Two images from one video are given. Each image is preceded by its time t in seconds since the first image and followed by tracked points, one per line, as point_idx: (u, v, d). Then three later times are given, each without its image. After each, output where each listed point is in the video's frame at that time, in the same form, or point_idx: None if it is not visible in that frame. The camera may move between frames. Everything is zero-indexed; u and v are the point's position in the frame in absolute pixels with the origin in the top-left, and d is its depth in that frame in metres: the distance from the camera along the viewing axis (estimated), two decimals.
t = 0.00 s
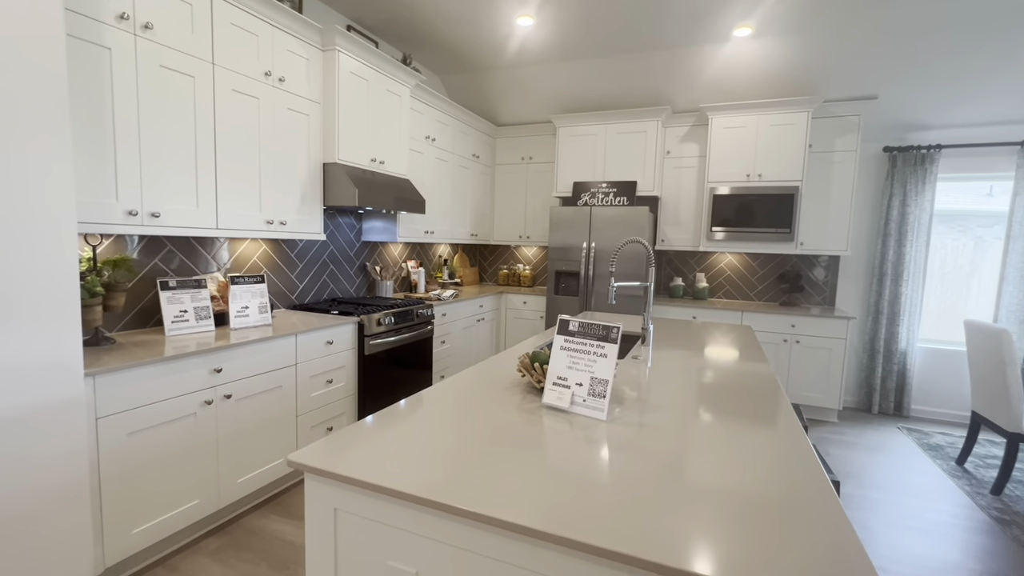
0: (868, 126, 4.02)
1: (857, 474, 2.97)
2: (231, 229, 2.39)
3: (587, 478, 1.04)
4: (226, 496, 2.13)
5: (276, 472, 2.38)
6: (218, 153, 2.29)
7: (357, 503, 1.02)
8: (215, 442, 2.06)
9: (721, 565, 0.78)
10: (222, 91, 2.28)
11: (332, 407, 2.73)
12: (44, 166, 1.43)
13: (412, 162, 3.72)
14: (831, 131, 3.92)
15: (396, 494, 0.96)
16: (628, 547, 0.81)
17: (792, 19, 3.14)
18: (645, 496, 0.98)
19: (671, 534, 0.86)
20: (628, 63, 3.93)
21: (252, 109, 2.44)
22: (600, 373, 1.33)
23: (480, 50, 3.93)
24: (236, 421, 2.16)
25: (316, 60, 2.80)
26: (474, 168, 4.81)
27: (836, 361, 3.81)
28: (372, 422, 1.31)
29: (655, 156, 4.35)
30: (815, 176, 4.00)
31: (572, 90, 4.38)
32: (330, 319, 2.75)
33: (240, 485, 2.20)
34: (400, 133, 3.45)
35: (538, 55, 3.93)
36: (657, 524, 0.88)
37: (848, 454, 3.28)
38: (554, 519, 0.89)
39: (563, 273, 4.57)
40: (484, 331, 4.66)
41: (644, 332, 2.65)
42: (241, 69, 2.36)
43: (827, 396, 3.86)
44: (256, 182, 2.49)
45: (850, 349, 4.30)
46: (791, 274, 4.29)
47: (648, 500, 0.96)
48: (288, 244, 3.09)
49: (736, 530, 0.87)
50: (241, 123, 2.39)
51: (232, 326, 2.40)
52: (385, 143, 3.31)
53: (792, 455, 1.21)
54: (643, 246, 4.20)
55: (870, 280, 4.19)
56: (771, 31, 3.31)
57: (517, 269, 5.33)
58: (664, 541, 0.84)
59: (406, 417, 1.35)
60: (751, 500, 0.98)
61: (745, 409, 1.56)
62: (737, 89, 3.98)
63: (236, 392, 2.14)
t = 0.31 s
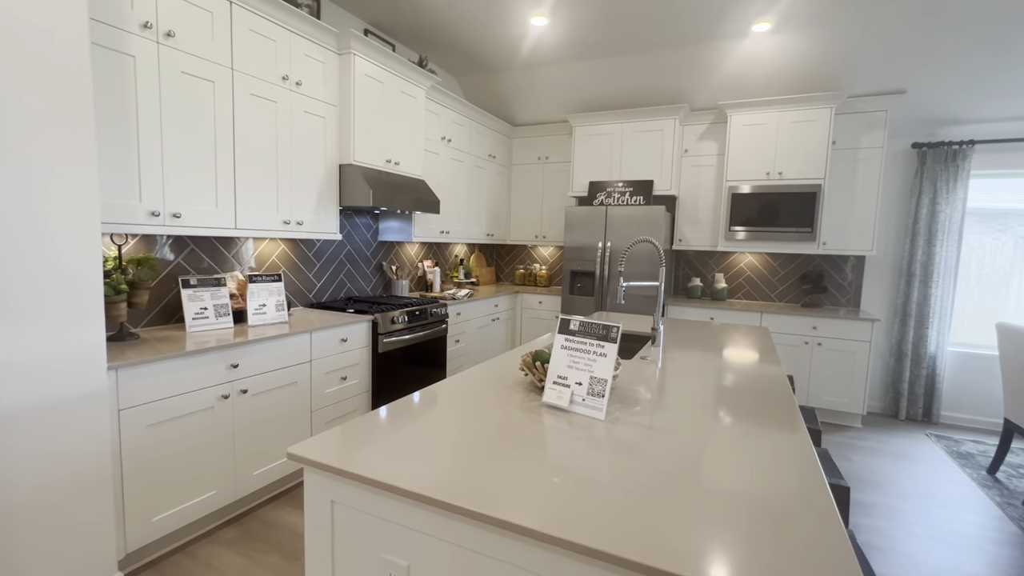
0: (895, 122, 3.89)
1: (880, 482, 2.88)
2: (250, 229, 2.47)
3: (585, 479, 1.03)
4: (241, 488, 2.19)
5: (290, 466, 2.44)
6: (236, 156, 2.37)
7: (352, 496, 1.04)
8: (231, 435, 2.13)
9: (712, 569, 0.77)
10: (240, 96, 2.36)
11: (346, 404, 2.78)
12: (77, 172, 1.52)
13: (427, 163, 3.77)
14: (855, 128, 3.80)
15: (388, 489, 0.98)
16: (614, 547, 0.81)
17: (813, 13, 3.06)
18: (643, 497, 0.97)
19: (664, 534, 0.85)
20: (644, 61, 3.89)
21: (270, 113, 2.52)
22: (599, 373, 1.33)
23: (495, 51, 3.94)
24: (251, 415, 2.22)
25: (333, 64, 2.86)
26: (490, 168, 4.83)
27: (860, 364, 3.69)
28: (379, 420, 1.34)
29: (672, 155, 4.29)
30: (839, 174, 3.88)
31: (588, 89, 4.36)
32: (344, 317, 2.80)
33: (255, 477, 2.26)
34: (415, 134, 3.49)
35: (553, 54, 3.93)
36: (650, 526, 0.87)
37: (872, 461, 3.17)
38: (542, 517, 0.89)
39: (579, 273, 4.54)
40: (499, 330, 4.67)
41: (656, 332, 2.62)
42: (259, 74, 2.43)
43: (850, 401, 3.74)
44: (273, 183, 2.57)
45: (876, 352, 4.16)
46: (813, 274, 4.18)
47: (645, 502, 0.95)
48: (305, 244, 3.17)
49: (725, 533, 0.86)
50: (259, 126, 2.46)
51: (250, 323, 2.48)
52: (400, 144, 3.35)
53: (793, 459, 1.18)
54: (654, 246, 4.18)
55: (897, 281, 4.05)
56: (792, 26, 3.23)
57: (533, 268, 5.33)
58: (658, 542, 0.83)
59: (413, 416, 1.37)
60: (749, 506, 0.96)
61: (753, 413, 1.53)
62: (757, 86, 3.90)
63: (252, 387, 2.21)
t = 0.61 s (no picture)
0: (919, 117, 3.77)
1: (900, 489, 2.79)
2: (262, 228, 2.51)
3: (576, 479, 1.02)
4: (251, 482, 2.23)
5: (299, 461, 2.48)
6: (248, 157, 2.41)
7: (344, 491, 1.04)
8: (241, 430, 2.17)
9: (688, 570, 0.76)
10: (252, 98, 2.40)
11: (355, 401, 2.81)
12: (83, 171, 1.55)
13: (438, 162, 3.78)
14: (877, 124, 3.70)
15: (377, 485, 0.99)
16: (600, 548, 0.80)
17: (832, 5, 2.97)
18: (634, 498, 0.96)
19: (653, 536, 0.84)
20: (657, 57, 3.84)
21: (281, 114, 2.56)
22: (598, 372, 1.31)
23: (507, 50, 3.93)
24: (261, 411, 2.26)
25: (344, 65, 2.89)
26: (502, 167, 4.83)
27: (881, 367, 3.58)
28: (379, 416, 1.35)
29: (686, 153, 4.23)
30: (859, 171, 3.78)
31: (601, 87, 4.32)
32: (354, 316, 2.83)
33: (265, 472, 2.30)
34: (425, 134, 3.51)
35: (565, 52, 3.90)
36: (640, 527, 0.86)
37: (892, 467, 3.07)
38: (529, 516, 0.88)
39: (591, 273, 4.50)
40: (511, 329, 4.67)
41: (665, 332, 2.58)
42: (271, 75, 2.48)
43: (870, 404, 3.63)
44: (285, 184, 2.61)
45: (898, 355, 4.04)
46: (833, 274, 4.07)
47: (636, 503, 0.94)
48: (317, 243, 3.21)
49: (714, 536, 0.84)
50: (270, 127, 2.50)
51: (262, 320, 2.53)
52: (411, 144, 3.37)
53: (793, 462, 1.15)
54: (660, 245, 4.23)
55: (921, 281, 3.91)
56: (810, 19, 3.14)
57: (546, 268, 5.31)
58: (645, 544, 0.81)
59: (414, 414, 1.37)
60: (743, 509, 0.93)
61: (757, 415, 1.49)
62: (774, 82, 3.81)
63: (261, 383, 2.25)
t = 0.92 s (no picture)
0: (943, 111, 3.62)
1: (918, 497, 2.68)
2: (268, 227, 2.55)
3: (553, 480, 1.00)
4: (254, 478, 2.26)
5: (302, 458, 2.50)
6: (253, 156, 2.44)
7: (321, 489, 1.04)
8: (244, 426, 2.20)
9: None
10: (258, 98, 2.43)
11: (360, 398, 2.83)
12: (87, 171, 1.59)
13: (445, 161, 3.78)
14: (897, 118, 3.56)
15: (352, 484, 0.98)
16: (565, 553, 0.78)
17: None
18: (609, 501, 0.93)
19: (622, 540, 0.81)
20: (668, 53, 3.77)
21: (287, 113, 2.58)
22: (587, 372, 1.28)
23: (515, 48, 3.91)
24: (264, 407, 2.29)
25: (350, 65, 2.91)
26: (512, 166, 4.80)
27: (901, 370, 3.45)
28: (387, 415, 1.34)
29: (699, 150, 4.14)
30: (879, 167, 3.65)
31: (611, 84, 4.26)
32: (359, 314, 2.85)
33: (268, 468, 2.33)
34: (433, 133, 3.52)
35: (574, 49, 3.86)
36: (608, 530, 0.84)
37: (911, 474, 2.95)
38: (498, 520, 0.86)
39: (600, 272, 4.44)
40: (520, 329, 4.65)
41: (671, 332, 2.53)
42: (277, 76, 2.51)
43: (890, 409, 3.50)
44: (290, 183, 2.64)
45: (920, 358, 3.89)
46: (851, 274, 3.94)
47: (609, 507, 0.91)
48: (325, 241, 3.25)
49: (690, 544, 0.81)
50: (276, 127, 2.53)
51: (267, 318, 2.56)
52: (418, 143, 3.38)
53: (785, 467, 1.10)
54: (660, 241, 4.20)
55: (946, 282, 3.76)
56: (826, 11, 3.04)
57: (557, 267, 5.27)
58: (611, 547, 0.79)
59: (420, 412, 1.36)
60: (725, 514, 0.90)
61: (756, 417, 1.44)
62: (790, 76, 3.70)
63: (264, 380, 2.28)
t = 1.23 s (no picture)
0: (962, 106, 3.50)
1: (931, 505, 2.59)
2: (272, 227, 2.58)
3: (536, 484, 0.98)
4: (255, 475, 2.29)
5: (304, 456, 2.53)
6: (257, 157, 2.48)
7: (301, 489, 1.04)
8: (246, 423, 2.23)
9: None
10: (262, 99, 2.46)
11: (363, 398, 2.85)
12: (87, 171, 1.62)
13: (451, 161, 3.79)
14: (914, 114, 3.46)
15: (329, 485, 0.98)
16: (538, 562, 0.75)
17: None
18: (591, 507, 0.91)
19: (599, 548, 0.79)
20: (676, 50, 3.72)
21: (290, 114, 2.61)
22: (575, 375, 1.27)
23: (521, 47, 3.90)
24: (266, 405, 2.31)
25: (354, 66, 2.93)
26: (520, 166, 4.79)
27: (917, 374, 3.35)
28: (391, 415, 1.34)
29: (708, 149, 4.07)
30: (895, 165, 3.55)
31: (619, 82, 4.22)
32: (362, 314, 2.87)
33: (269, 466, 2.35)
34: (438, 133, 3.52)
35: (581, 48, 3.83)
36: (588, 537, 0.82)
37: (925, 482, 2.86)
38: (473, 525, 0.84)
39: (607, 272, 4.39)
40: (527, 329, 4.63)
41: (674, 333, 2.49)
42: (281, 78, 2.53)
43: (905, 414, 3.40)
44: (294, 183, 2.67)
45: (938, 362, 3.77)
46: (866, 275, 3.84)
47: (591, 512, 0.89)
48: (331, 242, 3.28)
49: (665, 550, 0.79)
50: (279, 128, 2.56)
51: (271, 317, 2.60)
52: (422, 143, 3.39)
53: (775, 473, 1.07)
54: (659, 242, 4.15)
55: (965, 283, 3.64)
56: (837, 5, 2.96)
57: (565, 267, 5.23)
58: (587, 556, 0.77)
59: (424, 412, 1.36)
60: (705, 520, 0.88)
61: (752, 421, 1.41)
62: (802, 72, 3.62)
63: (266, 378, 2.30)
